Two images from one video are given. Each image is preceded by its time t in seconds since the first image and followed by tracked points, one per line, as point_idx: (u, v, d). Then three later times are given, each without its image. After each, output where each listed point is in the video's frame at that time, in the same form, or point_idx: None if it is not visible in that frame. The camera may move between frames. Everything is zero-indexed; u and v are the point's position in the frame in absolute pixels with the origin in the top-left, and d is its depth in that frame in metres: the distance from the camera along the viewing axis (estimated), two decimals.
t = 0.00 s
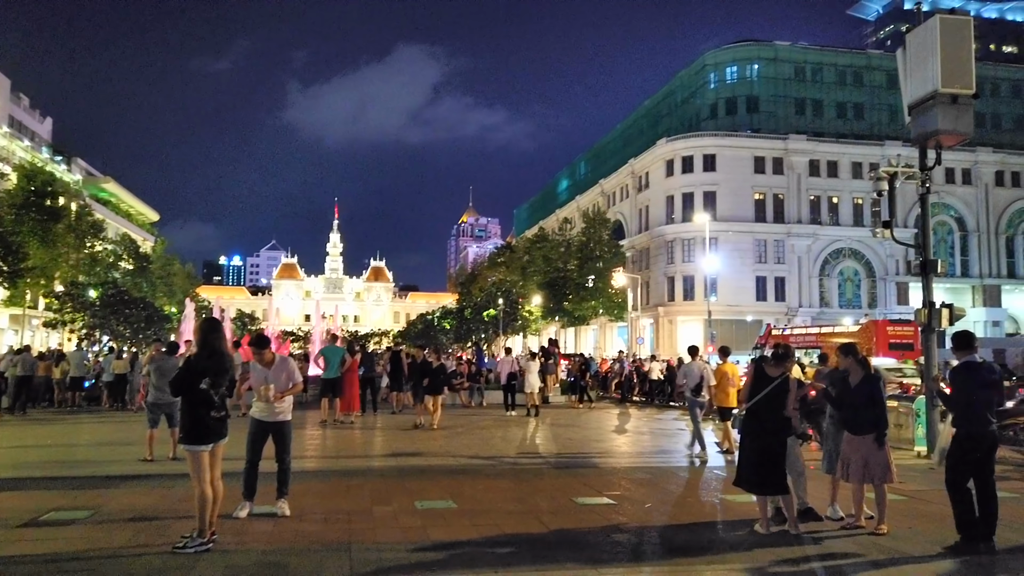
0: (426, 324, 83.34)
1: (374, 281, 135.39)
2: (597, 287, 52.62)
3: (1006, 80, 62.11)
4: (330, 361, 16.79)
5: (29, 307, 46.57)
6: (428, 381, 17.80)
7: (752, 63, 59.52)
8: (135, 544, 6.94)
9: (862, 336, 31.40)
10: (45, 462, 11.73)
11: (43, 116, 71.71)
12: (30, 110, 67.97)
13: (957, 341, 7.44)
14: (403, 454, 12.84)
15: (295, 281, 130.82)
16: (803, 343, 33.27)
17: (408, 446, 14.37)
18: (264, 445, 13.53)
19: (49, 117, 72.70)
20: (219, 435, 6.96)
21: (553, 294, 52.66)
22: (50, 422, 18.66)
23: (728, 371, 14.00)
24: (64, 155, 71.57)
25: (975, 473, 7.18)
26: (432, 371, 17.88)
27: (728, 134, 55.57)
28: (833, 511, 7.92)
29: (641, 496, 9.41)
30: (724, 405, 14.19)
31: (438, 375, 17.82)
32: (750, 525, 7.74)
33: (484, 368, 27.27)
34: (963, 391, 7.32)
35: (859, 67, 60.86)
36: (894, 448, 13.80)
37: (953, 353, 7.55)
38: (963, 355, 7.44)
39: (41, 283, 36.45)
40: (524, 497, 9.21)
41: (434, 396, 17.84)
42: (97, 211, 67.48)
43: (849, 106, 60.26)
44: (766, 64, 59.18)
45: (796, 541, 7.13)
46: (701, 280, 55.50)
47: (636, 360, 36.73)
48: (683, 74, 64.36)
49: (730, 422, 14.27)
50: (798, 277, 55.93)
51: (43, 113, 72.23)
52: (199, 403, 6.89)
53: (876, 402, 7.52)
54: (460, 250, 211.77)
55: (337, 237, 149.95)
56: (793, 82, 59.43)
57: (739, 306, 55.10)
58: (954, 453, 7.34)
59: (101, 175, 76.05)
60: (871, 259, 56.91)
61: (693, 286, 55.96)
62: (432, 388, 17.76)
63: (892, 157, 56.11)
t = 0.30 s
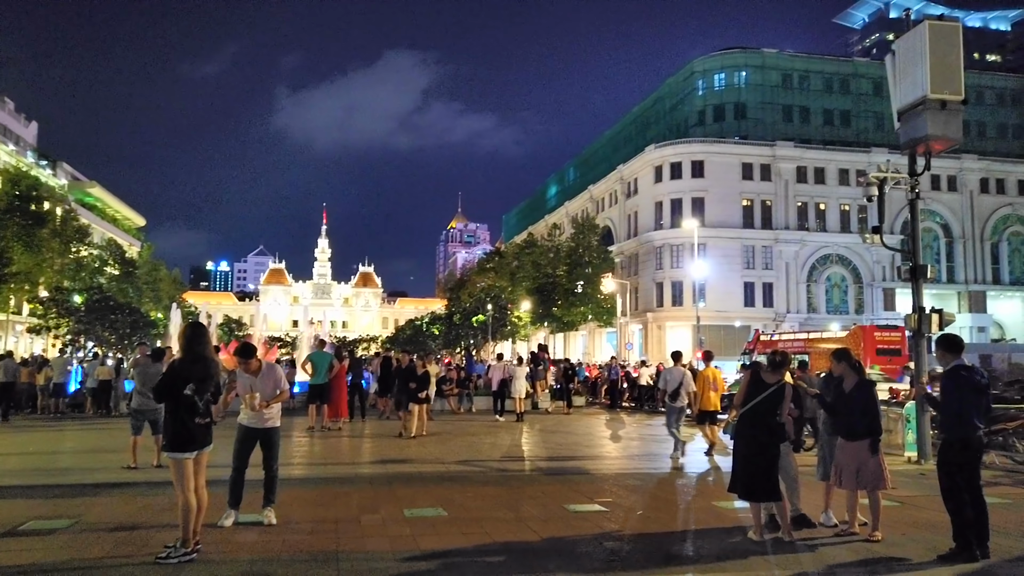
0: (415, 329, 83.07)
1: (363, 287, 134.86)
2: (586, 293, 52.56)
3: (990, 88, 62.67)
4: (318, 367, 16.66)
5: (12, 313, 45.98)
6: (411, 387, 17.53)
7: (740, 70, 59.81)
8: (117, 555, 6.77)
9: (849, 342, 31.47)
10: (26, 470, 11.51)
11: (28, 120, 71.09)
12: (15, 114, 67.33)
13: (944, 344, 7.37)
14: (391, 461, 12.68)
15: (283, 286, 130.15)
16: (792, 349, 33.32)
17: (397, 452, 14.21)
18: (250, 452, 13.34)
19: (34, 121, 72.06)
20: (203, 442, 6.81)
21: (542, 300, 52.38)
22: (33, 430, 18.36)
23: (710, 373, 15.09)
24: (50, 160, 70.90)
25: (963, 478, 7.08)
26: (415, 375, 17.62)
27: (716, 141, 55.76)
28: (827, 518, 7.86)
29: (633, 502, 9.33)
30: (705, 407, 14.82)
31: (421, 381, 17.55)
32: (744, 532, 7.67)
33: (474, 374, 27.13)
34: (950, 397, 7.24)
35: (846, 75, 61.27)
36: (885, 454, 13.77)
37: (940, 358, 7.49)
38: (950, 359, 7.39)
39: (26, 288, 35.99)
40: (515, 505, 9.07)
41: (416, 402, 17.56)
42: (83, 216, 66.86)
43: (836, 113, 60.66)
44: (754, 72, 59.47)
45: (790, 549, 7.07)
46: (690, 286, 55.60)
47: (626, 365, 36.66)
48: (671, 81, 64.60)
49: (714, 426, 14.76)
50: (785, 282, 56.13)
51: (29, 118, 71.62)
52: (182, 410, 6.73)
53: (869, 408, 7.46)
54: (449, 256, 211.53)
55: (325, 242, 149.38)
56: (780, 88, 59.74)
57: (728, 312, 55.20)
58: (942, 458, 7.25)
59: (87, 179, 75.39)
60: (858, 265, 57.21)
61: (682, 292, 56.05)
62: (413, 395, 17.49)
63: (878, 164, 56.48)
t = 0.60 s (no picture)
0: (404, 330, 82.82)
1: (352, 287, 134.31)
2: (576, 294, 52.48)
3: (975, 92, 63.15)
4: (307, 368, 16.60)
5: None
6: (394, 387, 17.21)
7: (729, 72, 59.95)
8: (103, 560, 6.63)
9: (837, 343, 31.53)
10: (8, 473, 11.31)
11: (13, 119, 70.34)
12: None
13: (937, 346, 7.33)
14: (382, 464, 12.56)
15: (271, 287, 129.47)
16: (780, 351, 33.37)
17: (386, 455, 14.08)
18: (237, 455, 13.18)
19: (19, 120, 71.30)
20: (191, 446, 6.68)
21: (531, 301, 52.33)
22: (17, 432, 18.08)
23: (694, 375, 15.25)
24: (35, 158, 70.16)
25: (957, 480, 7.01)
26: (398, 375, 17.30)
27: (705, 143, 55.90)
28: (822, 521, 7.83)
29: (626, 505, 9.25)
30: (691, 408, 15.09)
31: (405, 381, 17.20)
32: (740, 536, 7.61)
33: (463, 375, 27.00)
34: (943, 399, 7.20)
35: (834, 78, 61.58)
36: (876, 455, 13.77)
37: (934, 359, 7.45)
38: (943, 361, 7.34)
39: (10, 288, 35.50)
40: (508, 508, 9.01)
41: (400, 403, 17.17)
42: (68, 216, 66.20)
43: (824, 116, 60.95)
44: (742, 74, 59.64)
45: (787, 553, 7.01)
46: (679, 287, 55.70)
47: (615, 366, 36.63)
48: (661, 83, 64.74)
49: (702, 425, 14.77)
50: (774, 284, 56.31)
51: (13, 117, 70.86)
52: (170, 413, 6.60)
53: (866, 410, 7.43)
54: (438, 257, 211.26)
55: (314, 243, 148.83)
56: (769, 91, 59.98)
57: (716, 313, 55.29)
58: (935, 460, 7.22)
59: (72, 179, 74.66)
60: (846, 267, 57.47)
61: (671, 293, 56.13)
62: (397, 398, 17.15)
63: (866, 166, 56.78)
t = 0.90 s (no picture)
0: (388, 330, 82.50)
1: (335, 287, 133.54)
2: (560, 294, 52.45)
3: (956, 96, 63.79)
4: (291, 369, 16.43)
5: None
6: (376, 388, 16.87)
7: (714, 74, 60.16)
8: (83, 564, 6.48)
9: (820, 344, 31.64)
10: None
11: None
12: None
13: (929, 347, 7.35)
14: (367, 466, 12.41)
15: (254, 287, 128.43)
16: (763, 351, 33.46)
17: (373, 456, 13.92)
18: (221, 457, 13.01)
19: None
20: (176, 448, 6.53)
21: (516, 301, 52.21)
22: None
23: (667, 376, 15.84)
24: (13, 155, 69.03)
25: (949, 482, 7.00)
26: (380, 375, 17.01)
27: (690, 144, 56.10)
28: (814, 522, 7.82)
29: (616, 506, 9.21)
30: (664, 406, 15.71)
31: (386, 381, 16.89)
32: (731, 538, 7.59)
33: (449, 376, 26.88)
34: (936, 401, 7.21)
35: (817, 80, 61.98)
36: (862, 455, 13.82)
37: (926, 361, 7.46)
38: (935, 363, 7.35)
39: None
40: (497, 510, 8.92)
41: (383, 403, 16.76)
42: (47, 214, 65.20)
43: (807, 118, 61.36)
44: (727, 76, 59.90)
45: (781, 555, 6.99)
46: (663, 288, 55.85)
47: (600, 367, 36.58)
48: (646, 84, 64.91)
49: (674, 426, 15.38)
50: (757, 285, 56.59)
51: None
52: (154, 415, 6.45)
53: (859, 411, 7.41)
54: (422, 257, 210.69)
55: (297, 242, 147.80)
56: (753, 93, 60.27)
57: (700, 314, 55.48)
58: (927, 461, 7.20)
59: (51, 176, 73.52)
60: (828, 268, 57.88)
61: (655, 294, 56.27)
62: (378, 399, 16.78)
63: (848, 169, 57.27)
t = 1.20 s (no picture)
0: (374, 330, 82.16)
1: (319, 287, 132.83)
2: (546, 295, 52.39)
3: (937, 99, 64.42)
4: (277, 370, 16.18)
5: None
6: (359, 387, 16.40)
7: (699, 75, 60.42)
8: (65, 568, 6.36)
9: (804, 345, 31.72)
10: None
11: None
12: None
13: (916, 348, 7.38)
14: (355, 467, 12.32)
15: (237, 287, 127.44)
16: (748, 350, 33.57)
17: (359, 458, 13.81)
18: (206, 459, 12.86)
19: None
20: (161, 449, 6.42)
21: (502, 302, 52.09)
22: None
23: (648, 375, 15.97)
24: None
25: (938, 483, 7.03)
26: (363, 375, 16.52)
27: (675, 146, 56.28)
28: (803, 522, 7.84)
29: (605, 507, 9.17)
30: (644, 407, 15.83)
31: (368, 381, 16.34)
32: (721, 538, 7.58)
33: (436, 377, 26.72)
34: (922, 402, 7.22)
35: (801, 83, 62.39)
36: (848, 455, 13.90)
37: (914, 362, 7.48)
38: (923, 363, 7.38)
39: None
40: (485, 511, 8.87)
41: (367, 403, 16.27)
42: (27, 213, 64.27)
43: (791, 120, 61.76)
44: (712, 78, 60.19)
45: (771, 555, 6.98)
46: (649, 288, 55.98)
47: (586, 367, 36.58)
48: (631, 86, 65.08)
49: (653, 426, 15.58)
50: (742, 286, 56.85)
51: None
52: (140, 415, 6.34)
53: (850, 411, 7.42)
54: (407, 257, 210.14)
55: (281, 242, 146.87)
56: (738, 95, 60.58)
57: (685, 315, 55.65)
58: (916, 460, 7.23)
59: (31, 174, 72.49)
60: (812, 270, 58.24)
61: (641, 295, 56.40)
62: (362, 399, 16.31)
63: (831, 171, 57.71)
